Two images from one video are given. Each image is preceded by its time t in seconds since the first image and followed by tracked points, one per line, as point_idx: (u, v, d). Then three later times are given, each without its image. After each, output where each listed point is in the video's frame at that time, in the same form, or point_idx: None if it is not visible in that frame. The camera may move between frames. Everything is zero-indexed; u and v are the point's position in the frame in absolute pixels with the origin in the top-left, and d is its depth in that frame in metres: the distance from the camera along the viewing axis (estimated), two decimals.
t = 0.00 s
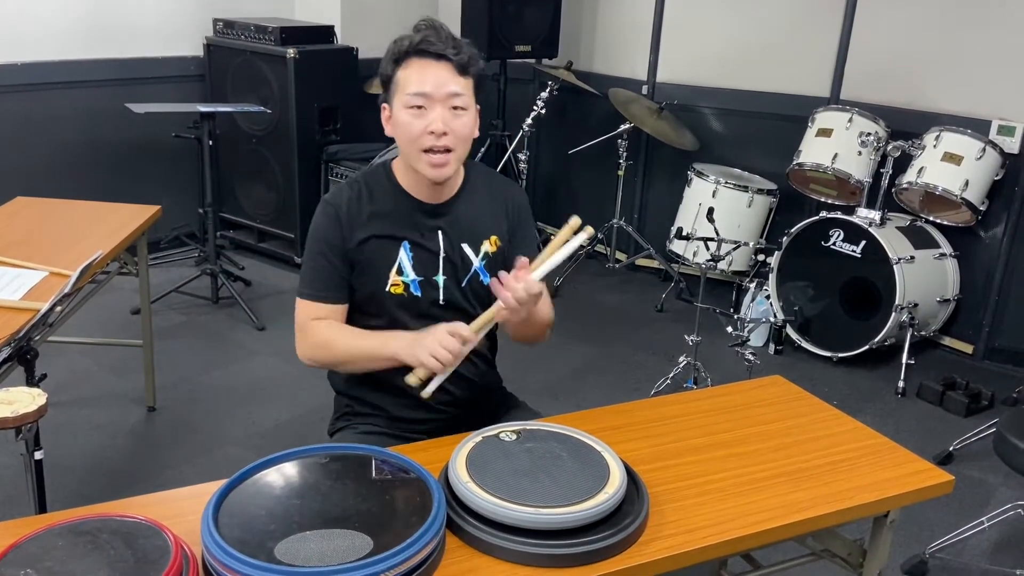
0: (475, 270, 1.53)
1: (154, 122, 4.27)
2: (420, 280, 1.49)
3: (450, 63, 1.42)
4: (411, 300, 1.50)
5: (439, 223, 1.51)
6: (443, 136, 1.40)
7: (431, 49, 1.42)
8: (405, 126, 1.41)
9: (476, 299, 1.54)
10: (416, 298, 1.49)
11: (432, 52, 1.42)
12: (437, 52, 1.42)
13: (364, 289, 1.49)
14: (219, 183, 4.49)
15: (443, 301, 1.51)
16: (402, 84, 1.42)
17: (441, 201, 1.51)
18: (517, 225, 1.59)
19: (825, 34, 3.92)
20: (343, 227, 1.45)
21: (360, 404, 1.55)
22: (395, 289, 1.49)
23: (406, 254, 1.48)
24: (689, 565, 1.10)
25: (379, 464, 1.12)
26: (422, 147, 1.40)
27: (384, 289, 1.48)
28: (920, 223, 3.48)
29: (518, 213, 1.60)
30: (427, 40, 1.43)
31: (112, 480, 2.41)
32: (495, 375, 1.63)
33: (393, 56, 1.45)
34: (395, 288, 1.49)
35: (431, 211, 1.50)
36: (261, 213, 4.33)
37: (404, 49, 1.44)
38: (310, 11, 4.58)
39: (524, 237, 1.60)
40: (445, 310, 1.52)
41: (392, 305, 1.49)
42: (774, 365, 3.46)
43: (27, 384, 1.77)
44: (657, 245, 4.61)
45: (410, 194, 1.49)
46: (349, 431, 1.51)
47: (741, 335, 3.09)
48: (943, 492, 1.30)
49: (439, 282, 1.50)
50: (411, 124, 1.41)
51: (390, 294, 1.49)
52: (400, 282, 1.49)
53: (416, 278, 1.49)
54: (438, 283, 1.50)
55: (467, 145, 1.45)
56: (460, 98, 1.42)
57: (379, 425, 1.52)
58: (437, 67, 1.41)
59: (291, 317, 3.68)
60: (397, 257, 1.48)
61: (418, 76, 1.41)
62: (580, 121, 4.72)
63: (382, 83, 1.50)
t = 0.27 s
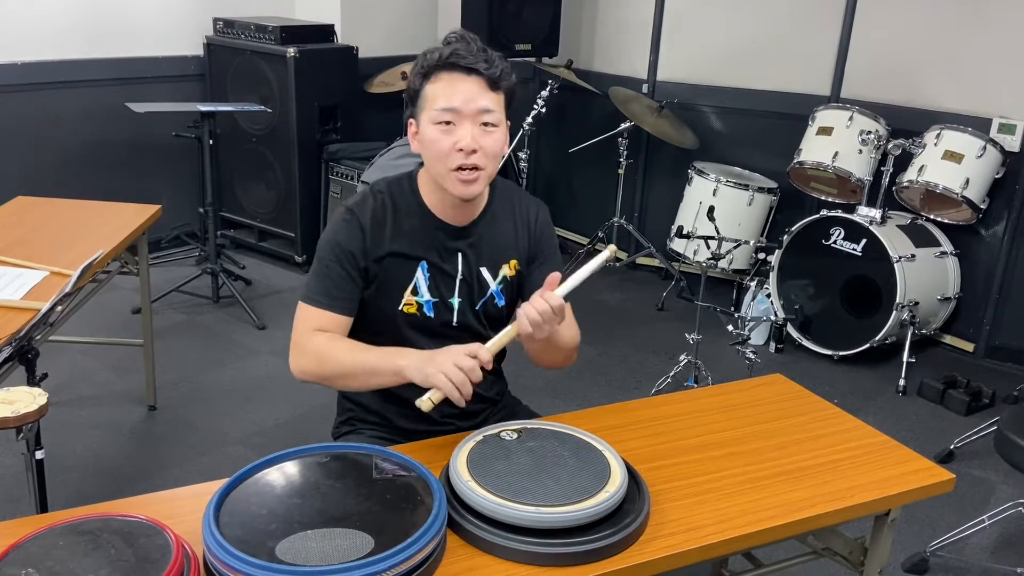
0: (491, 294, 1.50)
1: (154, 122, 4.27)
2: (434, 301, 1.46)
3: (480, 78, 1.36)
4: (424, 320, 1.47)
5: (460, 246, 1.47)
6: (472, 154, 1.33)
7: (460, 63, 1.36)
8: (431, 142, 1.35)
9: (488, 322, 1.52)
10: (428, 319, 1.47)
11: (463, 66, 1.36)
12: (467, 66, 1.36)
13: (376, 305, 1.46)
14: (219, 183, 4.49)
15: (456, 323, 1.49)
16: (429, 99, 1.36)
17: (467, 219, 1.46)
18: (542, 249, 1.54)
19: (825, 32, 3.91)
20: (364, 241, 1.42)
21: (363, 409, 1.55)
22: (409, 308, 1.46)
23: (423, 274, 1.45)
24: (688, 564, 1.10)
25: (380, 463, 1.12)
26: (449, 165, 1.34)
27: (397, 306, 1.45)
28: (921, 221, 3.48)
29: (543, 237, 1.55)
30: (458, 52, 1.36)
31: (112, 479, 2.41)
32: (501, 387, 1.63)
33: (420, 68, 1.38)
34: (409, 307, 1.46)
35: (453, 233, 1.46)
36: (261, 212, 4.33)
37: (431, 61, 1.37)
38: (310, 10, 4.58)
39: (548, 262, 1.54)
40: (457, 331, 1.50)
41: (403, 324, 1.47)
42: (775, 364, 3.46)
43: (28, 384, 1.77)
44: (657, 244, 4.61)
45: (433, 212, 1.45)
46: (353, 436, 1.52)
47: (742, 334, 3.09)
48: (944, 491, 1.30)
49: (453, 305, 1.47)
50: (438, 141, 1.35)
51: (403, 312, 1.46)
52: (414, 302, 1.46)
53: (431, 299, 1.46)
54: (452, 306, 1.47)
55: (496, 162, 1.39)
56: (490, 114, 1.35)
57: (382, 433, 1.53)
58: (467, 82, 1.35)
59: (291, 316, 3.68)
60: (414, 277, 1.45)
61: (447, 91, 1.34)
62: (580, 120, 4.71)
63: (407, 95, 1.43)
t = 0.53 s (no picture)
0: (501, 314, 1.50)
1: (155, 122, 4.27)
2: (442, 322, 1.47)
3: (490, 86, 1.38)
4: (431, 340, 1.48)
5: (471, 269, 1.46)
6: (483, 158, 1.33)
7: (469, 71, 1.38)
8: (441, 149, 1.35)
9: (493, 339, 1.52)
10: (435, 340, 1.48)
11: (473, 73, 1.38)
12: (477, 73, 1.38)
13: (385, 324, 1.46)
14: (220, 182, 4.48)
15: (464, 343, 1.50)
16: (439, 108, 1.37)
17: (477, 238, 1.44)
18: (551, 269, 1.55)
19: (826, 31, 3.91)
20: (380, 265, 1.40)
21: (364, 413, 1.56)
22: (416, 328, 1.46)
23: (432, 297, 1.45)
24: (689, 563, 1.10)
25: (381, 461, 1.13)
26: (460, 171, 1.33)
27: (404, 327, 1.46)
28: (922, 220, 3.48)
29: (553, 257, 1.55)
30: (467, 61, 1.39)
31: (113, 479, 2.41)
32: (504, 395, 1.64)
33: (430, 80, 1.40)
34: (416, 328, 1.46)
35: (465, 256, 1.45)
36: (262, 211, 4.33)
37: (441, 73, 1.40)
38: (310, 9, 4.57)
39: (558, 283, 1.56)
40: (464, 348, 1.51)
41: (411, 344, 1.47)
42: (775, 363, 3.46)
43: (29, 384, 1.77)
44: (658, 243, 4.61)
45: (443, 230, 1.43)
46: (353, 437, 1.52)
47: (742, 333, 3.08)
48: (944, 489, 1.30)
49: (462, 325, 1.48)
50: (448, 148, 1.34)
51: (410, 332, 1.46)
52: (422, 323, 1.46)
53: (439, 320, 1.46)
54: (460, 326, 1.48)
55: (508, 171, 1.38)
56: (500, 120, 1.36)
57: (379, 435, 1.53)
58: (477, 89, 1.36)
59: (292, 316, 3.68)
60: (423, 299, 1.44)
61: (457, 98, 1.36)
62: (580, 119, 4.71)
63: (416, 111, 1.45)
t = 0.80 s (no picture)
0: (507, 335, 1.48)
1: (155, 122, 4.27)
2: (447, 344, 1.46)
3: (512, 115, 1.29)
4: (437, 360, 1.48)
5: (480, 294, 1.43)
6: (504, 197, 1.28)
7: (491, 99, 1.29)
8: (460, 183, 1.29)
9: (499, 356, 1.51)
10: (440, 359, 1.48)
11: (496, 104, 1.29)
12: (499, 104, 1.29)
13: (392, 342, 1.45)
14: (221, 182, 4.49)
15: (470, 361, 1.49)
16: (457, 137, 1.30)
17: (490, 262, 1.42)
18: (562, 290, 1.50)
19: (826, 29, 3.91)
20: (391, 290, 1.38)
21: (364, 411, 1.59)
22: (421, 350, 1.45)
23: (440, 322, 1.43)
24: (691, 561, 1.10)
25: (382, 461, 1.13)
26: (478, 207, 1.29)
27: (410, 349, 1.45)
28: (923, 218, 3.48)
29: (564, 277, 1.50)
30: (489, 89, 1.30)
31: (114, 478, 2.42)
32: (505, 400, 1.66)
33: (449, 105, 1.31)
34: (422, 349, 1.45)
35: (475, 281, 1.42)
36: (263, 211, 4.33)
37: (460, 98, 1.31)
38: (311, 8, 4.57)
39: (569, 304, 1.51)
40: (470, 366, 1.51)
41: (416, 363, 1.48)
42: (776, 361, 3.46)
43: (29, 384, 1.77)
44: (659, 242, 4.61)
45: (455, 254, 1.40)
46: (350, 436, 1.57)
47: (743, 332, 3.08)
48: (946, 487, 1.30)
49: (467, 347, 1.47)
50: (468, 183, 1.29)
51: (416, 353, 1.46)
52: (427, 345, 1.45)
53: (444, 343, 1.45)
54: (466, 347, 1.47)
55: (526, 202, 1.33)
56: (522, 153, 1.29)
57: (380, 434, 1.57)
58: (499, 120, 1.28)
59: (292, 315, 3.68)
60: (431, 325, 1.42)
61: (478, 130, 1.28)
62: (580, 118, 4.71)
63: (430, 130, 1.37)
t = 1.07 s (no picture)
0: (507, 334, 1.47)
1: (156, 122, 4.28)
2: (448, 343, 1.45)
3: (502, 109, 1.29)
4: (438, 360, 1.48)
5: (480, 291, 1.42)
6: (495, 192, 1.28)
7: (480, 93, 1.29)
8: (452, 179, 1.29)
9: (500, 355, 1.51)
10: (441, 359, 1.48)
11: (485, 98, 1.29)
12: (489, 98, 1.29)
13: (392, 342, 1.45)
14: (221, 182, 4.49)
15: (471, 360, 1.49)
16: (448, 133, 1.30)
17: (489, 259, 1.41)
18: (564, 289, 1.50)
19: (826, 28, 3.91)
20: (389, 288, 1.38)
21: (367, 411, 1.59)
22: (422, 350, 1.46)
23: (440, 320, 1.42)
24: (692, 561, 1.10)
25: (382, 461, 1.13)
26: (471, 203, 1.29)
27: (410, 348, 1.45)
28: (923, 217, 3.47)
29: (565, 276, 1.50)
30: (479, 83, 1.30)
31: (115, 478, 2.42)
32: (506, 400, 1.66)
33: (439, 100, 1.32)
34: (422, 349, 1.45)
35: (475, 277, 1.41)
36: (263, 211, 4.34)
37: (449, 93, 1.31)
38: (311, 8, 4.57)
39: (570, 302, 1.51)
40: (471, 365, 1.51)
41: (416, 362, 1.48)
42: (777, 360, 3.46)
43: (30, 384, 1.78)
44: (659, 241, 4.61)
45: (453, 251, 1.40)
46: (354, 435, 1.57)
47: (743, 330, 3.08)
48: (946, 486, 1.30)
49: (468, 346, 1.46)
50: (459, 179, 1.29)
51: (416, 353, 1.46)
52: (427, 345, 1.45)
53: (445, 342, 1.45)
54: (466, 347, 1.46)
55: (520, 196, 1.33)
56: (513, 147, 1.29)
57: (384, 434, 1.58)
58: (489, 114, 1.28)
59: (294, 315, 3.69)
60: (430, 323, 1.42)
61: (468, 125, 1.28)
62: (581, 117, 4.71)
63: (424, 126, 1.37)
